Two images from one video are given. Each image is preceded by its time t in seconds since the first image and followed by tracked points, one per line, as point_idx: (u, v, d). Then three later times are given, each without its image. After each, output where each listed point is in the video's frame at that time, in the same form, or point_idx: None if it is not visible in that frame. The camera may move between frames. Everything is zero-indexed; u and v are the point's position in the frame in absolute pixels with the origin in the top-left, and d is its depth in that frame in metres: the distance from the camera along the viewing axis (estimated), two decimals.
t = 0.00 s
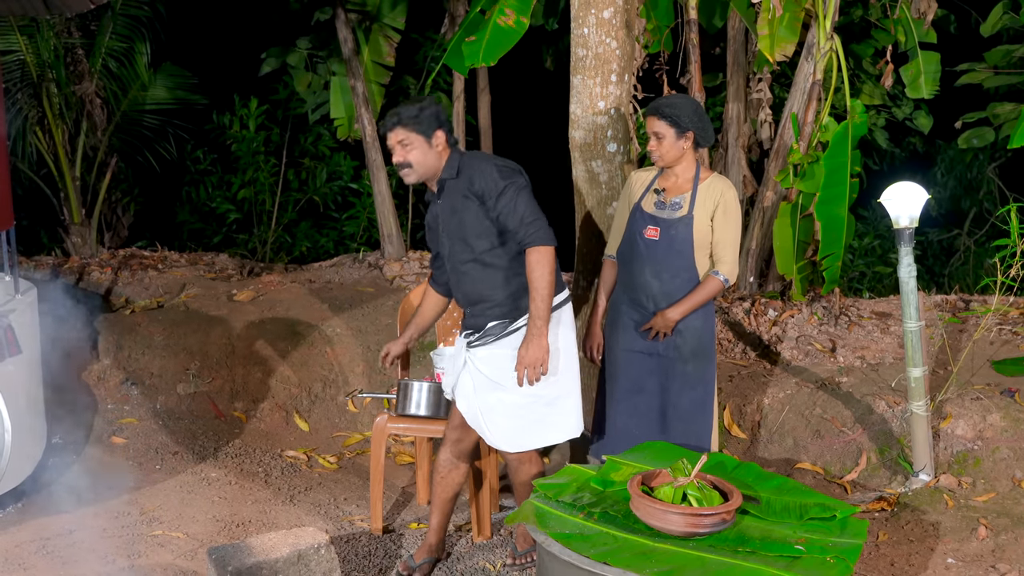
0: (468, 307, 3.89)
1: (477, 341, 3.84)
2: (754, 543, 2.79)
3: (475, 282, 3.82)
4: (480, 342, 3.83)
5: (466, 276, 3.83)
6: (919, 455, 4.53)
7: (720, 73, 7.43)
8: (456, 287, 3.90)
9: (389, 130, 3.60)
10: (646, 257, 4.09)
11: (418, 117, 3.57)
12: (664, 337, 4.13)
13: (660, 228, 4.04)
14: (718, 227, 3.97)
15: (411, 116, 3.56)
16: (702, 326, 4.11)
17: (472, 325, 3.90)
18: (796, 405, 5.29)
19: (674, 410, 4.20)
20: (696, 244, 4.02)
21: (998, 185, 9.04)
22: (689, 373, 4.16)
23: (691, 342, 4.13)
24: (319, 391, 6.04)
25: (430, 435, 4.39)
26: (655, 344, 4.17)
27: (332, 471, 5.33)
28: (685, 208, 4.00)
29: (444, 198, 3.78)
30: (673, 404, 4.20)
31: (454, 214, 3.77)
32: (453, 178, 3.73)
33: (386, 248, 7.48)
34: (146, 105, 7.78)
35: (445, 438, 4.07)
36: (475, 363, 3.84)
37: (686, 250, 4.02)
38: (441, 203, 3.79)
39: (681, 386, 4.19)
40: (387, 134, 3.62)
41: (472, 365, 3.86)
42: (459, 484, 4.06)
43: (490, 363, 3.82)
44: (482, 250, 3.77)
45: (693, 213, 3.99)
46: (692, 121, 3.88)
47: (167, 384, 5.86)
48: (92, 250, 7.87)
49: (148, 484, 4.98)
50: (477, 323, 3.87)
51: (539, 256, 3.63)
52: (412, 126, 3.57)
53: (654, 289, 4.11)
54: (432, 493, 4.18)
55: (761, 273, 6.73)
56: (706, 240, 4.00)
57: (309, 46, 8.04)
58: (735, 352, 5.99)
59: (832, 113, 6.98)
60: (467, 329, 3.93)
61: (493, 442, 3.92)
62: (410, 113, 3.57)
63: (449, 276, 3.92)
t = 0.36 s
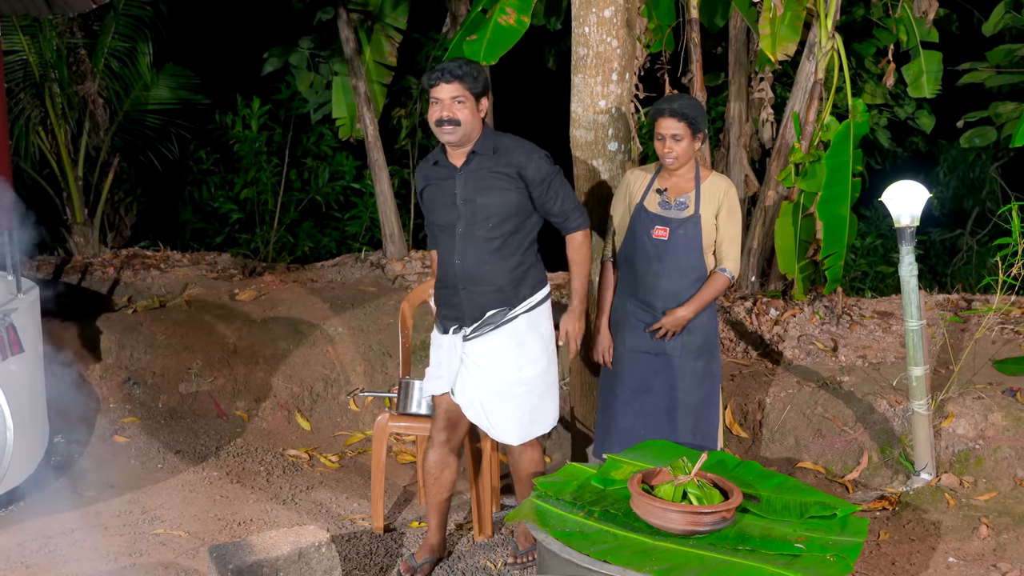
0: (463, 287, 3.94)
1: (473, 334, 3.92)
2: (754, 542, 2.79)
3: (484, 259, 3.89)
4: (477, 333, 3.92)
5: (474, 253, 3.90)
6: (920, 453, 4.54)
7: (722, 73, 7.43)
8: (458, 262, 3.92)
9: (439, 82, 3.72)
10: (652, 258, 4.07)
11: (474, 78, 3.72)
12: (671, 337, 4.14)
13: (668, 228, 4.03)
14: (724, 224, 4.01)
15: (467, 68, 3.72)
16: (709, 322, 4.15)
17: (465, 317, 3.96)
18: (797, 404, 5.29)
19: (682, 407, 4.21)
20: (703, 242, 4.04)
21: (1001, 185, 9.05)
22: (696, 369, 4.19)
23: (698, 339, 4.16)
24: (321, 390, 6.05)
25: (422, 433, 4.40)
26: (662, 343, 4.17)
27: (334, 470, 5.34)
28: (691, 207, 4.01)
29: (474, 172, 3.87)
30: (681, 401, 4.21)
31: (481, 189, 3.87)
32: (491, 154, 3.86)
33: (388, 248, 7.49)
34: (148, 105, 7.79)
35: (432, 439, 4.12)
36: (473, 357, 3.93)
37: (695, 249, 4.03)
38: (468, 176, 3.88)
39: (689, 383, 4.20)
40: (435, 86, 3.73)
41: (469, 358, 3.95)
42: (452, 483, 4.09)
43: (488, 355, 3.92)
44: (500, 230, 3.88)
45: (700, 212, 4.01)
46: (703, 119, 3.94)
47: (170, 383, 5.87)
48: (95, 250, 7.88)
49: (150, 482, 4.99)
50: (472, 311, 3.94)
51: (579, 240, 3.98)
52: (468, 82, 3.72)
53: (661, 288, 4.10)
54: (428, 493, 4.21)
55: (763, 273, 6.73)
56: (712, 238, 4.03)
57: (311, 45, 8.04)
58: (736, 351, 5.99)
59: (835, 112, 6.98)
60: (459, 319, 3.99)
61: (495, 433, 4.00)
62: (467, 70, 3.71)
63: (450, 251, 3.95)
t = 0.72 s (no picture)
0: (465, 278, 3.94)
1: (477, 328, 3.95)
2: (757, 542, 2.78)
3: (488, 251, 3.93)
4: (482, 329, 3.95)
5: (479, 244, 3.92)
6: (923, 454, 4.56)
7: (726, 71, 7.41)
8: (465, 253, 3.92)
9: (466, 84, 3.69)
10: (656, 258, 4.06)
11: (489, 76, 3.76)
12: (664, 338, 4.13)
13: (670, 228, 4.01)
14: (726, 223, 4.00)
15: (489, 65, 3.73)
16: (712, 322, 4.14)
17: (464, 311, 3.96)
18: (800, 404, 5.26)
19: (685, 408, 4.20)
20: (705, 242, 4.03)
21: (1006, 184, 9.04)
22: (699, 370, 4.18)
23: (701, 340, 4.15)
24: (324, 389, 6.04)
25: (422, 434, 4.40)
26: (665, 345, 4.15)
27: (336, 469, 5.33)
28: (694, 207, 4.00)
29: (479, 163, 3.91)
30: (684, 402, 4.21)
31: (487, 180, 3.91)
32: (496, 148, 3.94)
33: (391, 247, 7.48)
34: (152, 104, 7.79)
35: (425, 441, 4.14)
36: (479, 352, 3.96)
37: (698, 249, 4.02)
38: (474, 167, 3.90)
39: (692, 382, 4.19)
40: (463, 89, 3.70)
41: (473, 354, 3.97)
42: (448, 484, 4.13)
43: (492, 349, 3.96)
44: (504, 223, 3.94)
45: (702, 212, 4.00)
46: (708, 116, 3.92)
47: (172, 382, 5.88)
48: (98, 248, 7.88)
49: (153, 481, 4.99)
50: (474, 303, 3.95)
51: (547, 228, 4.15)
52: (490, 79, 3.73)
53: (662, 289, 4.10)
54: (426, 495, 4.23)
55: (767, 272, 6.71)
56: (714, 237, 4.03)
57: (315, 44, 8.05)
58: (740, 351, 5.98)
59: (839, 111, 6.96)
60: (456, 313, 3.97)
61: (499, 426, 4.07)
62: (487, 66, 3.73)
63: (450, 241, 3.92)
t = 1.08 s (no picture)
0: (469, 279, 3.99)
1: (490, 326, 4.03)
2: (758, 543, 2.79)
3: (489, 250, 4.00)
4: (494, 326, 4.03)
5: (481, 244, 3.98)
6: (926, 455, 4.55)
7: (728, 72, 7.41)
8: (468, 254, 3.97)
9: (474, 88, 3.66)
10: (657, 260, 4.05)
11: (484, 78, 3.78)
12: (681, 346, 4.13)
13: (671, 231, 4.01)
14: (727, 225, 4.01)
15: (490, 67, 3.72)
16: (711, 324, 4.15)
17: (469, 311, 4.01)
18: (802, 406, 5.26)
19: (684, 409, 4.20)
20: (706, 245, 4.03)
21: (1008, 186, 9.04)
22: (698, 372, 4.18)
23: (701, 342, 4.15)
24: (326, 390, 6.03)
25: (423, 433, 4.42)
26: (665, 347, 4.15)
27: (338, 470, 5.33)
28: (694, 209, 4.00)
29: (474, 164, 3.96)
30: (684, 403, 4.21)
31: (484, 180, 3.97)
32: (488, 147, 4.02)
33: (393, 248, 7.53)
34: (154, 104, 7.82)
35: (423, 440, 4.15)
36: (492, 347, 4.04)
37: (698, 252, 4.02)
38: (471, 167, 3.95)
39: (693, 384, 4.19)
40: (469, 94, 3.67)
41: (487, 352, 4.04)
42: (447, 482, 4.14)
43: (506, 344, 4.05)
44: (502, 221, 4.02)
45: (703, 214, 4.00)
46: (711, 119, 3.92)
47: (175, 382, 5.89)
48: (101, 249, 7.89)
49: (155, 482, 4.99)
50: (479, 302, 4.02)
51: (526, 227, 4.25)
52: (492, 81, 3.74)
53: (662, 292, 4.10)
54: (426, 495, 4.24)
55: (769, 273, 6.70)
56: (715, 240, 4.03)
57: (317, 45, 8.07)
58: (742, 352, 5.97)
59: (841, 113, 6.95)
60: (463, 314, 4.01)
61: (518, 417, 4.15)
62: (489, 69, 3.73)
63: (453, 242, 3.95)
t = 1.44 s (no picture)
0: (482, 278, 4.04)
1: (503, 323, 4.03)
2: (760, 542, 2.79)
3: (499, 248, 4.07)
4: (505, 322, 4.04)
5: (493, 242, 4.04)
6: (927, 455, 4.53)
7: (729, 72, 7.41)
8: (480, 253, 4.02)
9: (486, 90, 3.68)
10: (656, 260, 4.07)
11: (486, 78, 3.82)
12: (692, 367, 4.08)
13: (669, 231, 4.02)
14: (725, 225, 4.00)
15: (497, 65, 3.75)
16: (711, 325, 4.15)
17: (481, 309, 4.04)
18: (803, 405, 5.26)
19: (684, 409, 4.21)
20: (705, 244, 4.03)
21: (1009, 185, 9.05)
22: (697, 372, 4.18)
23: (702, 342, 4.16)
24: (327, 390, 6.02)
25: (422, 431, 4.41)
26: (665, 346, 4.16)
27: (339, 469, 5.33)
28: (693, 209, 4.00)
29: (481, 164, 4.01)
30: (685, 403, 4.21)
31: (492, 179, 4.03)
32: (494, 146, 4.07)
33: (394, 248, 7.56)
34: (156, 104, 7.83)
35: (427, 440, 4.13)
36: (505, 345, 4.03)
37: (696, 251, 4.02)
38: (480, 166, 4.00)
39: (693, 384, 4.20)
40: (479, 94, 3.68)
41: (501, 349, 4.02)
42: (451, 481, 4.15)
43: (516, 341, 4.06)
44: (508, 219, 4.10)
45: (701, 214, 4.00)
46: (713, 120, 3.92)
47: (176, 382, 5.89)
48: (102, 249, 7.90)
49: (157, 481, 4.99)
50: (490, 300, 4.06)
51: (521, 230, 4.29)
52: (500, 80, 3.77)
53: (661, 292, 4.11)
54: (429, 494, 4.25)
55: (770, 273, 6.69)
56: (714, 240, 4.03)
57: (318, 45, 8.08)
58: (743, 351, 5.96)
59: (843, 112, 6.96)
60: (476, 312, 4.05)
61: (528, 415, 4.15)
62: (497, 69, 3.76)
63: (466, 242, 3.99)
